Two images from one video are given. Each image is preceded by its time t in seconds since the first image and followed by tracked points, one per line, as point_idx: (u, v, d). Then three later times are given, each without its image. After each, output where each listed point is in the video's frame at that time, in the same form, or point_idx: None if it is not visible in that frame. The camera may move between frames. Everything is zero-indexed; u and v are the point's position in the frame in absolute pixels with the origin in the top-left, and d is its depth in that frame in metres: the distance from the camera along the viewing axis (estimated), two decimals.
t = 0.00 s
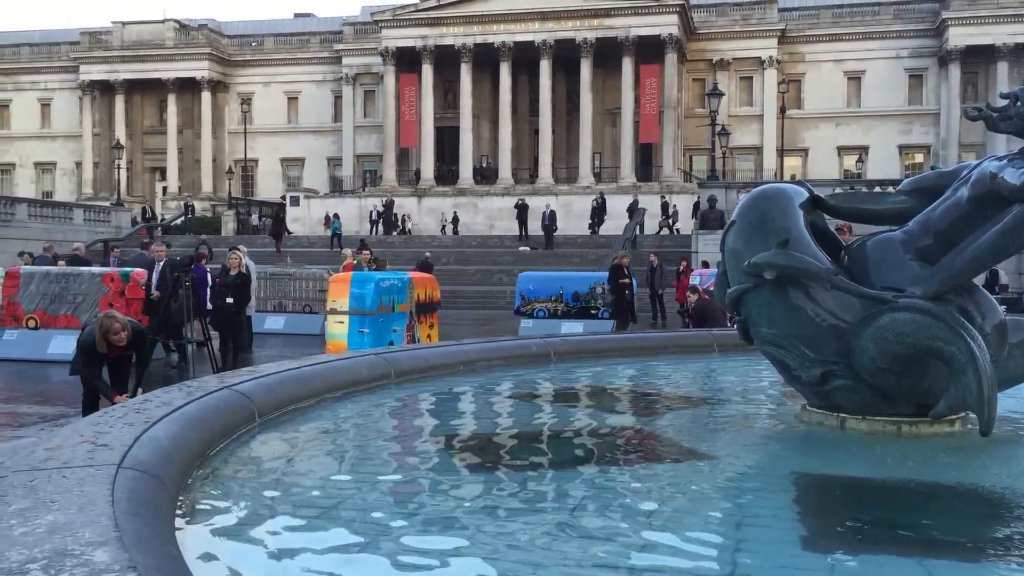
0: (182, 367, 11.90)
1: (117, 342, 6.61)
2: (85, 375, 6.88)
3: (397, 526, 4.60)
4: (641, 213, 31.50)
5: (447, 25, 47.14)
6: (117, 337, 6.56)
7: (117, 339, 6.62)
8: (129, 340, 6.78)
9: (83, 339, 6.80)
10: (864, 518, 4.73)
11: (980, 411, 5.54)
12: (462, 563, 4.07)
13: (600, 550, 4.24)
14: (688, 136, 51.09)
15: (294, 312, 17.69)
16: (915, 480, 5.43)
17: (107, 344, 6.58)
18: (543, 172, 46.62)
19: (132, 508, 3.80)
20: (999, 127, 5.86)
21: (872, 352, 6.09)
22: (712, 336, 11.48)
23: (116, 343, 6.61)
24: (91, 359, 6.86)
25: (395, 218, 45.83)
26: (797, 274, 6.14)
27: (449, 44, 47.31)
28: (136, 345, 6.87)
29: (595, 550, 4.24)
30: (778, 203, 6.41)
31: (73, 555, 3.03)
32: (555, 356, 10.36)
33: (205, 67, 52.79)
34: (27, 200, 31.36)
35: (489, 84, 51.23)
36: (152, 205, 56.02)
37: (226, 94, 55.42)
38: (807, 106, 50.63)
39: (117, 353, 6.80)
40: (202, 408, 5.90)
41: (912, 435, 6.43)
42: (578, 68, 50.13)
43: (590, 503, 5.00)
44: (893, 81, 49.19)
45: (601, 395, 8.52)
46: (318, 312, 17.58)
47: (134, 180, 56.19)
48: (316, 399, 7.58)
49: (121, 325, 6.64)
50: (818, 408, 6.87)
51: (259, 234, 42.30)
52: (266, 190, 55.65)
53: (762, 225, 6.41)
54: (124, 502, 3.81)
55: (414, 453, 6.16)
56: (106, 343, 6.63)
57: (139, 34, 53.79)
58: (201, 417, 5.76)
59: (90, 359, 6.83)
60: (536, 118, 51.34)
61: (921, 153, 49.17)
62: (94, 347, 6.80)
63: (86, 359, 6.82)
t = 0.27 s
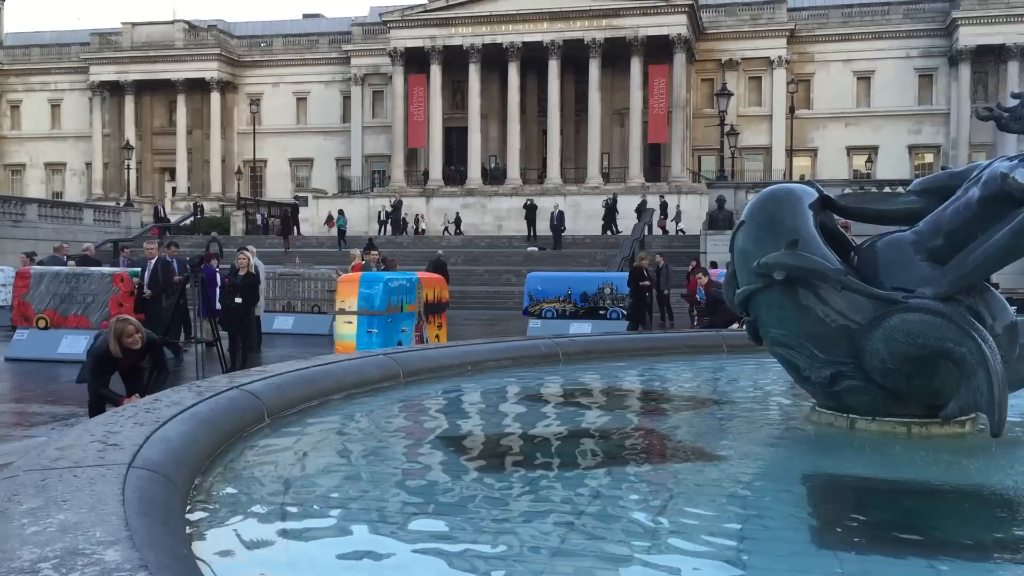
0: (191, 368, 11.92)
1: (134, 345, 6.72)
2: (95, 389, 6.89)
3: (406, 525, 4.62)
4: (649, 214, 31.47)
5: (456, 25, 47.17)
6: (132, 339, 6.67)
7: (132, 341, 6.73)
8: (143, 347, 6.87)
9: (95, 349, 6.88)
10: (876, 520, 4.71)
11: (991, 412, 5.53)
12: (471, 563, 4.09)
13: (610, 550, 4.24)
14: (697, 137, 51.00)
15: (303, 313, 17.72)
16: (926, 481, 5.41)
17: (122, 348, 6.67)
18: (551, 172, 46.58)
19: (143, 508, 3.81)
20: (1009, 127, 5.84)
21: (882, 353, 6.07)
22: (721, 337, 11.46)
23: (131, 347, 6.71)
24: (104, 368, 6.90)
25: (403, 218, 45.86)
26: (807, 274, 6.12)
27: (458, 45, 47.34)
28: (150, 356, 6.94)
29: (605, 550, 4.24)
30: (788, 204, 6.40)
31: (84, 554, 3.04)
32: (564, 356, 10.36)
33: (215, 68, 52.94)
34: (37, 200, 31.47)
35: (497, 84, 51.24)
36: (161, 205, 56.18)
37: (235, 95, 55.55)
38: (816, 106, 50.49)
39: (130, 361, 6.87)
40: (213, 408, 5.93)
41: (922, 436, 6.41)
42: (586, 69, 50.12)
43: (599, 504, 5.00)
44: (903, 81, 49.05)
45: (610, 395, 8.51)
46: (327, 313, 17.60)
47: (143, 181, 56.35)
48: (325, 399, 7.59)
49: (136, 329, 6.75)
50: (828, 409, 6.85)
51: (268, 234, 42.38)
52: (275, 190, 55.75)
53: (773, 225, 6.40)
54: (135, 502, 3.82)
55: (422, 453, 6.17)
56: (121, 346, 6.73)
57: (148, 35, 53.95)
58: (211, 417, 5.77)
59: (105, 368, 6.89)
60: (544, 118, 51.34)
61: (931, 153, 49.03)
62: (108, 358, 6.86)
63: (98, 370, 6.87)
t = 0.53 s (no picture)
0: (201, 368, 11.94)
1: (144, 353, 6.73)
2: (103, 402, 6.87)
3: (415, 525, 4.63)
4: (658, 214, 31.44)
5: (464, 26, 47.20)
6: (143, 346, 6.68)
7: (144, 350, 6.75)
8: (155, 358, 6.88)
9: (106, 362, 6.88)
10: (885, 521, 4.70)
11: (1002, 413, 5.51)
12: (480, 563, 4.09)
13: (619, 552, 4.24)
14: (706, 137, 50.92)
15: (312, 313, 17.75)
16: (936, 483, 5.40)
17: (132, 355, 6.69)
18: (560, 173, 46.56)
19: (153, 508, 3.82)
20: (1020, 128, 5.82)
21: (892, 353, 6.05)
22: (731, 338, 11.44)
23: (142, 353, 6.73)
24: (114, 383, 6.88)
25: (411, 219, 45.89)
26: (817, 275, 6.11)
27: (467, 45, 47.36)
28: (162, 370, 6.93)
29: (613, 552, 4.24)
30: (797, 205, 6.38)
31: (96, 554, 3.05)
32: (572, 357, 10.35)
33: (224, 69, 53.09)
34: (47, 201, 31.61)
35: (506, 84, 51.22)
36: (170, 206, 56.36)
37: (244, 95, 55.67)
38: (826, 106, 50.35)
39: (141, 373, 6.86)
40: (223, 409, 5.94)
41: (932, 437, 6.39)
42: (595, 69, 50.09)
43: (608, 505, 5.00)
44: (913, 81, 48.90)
45: (619, 396, 8.50)
46: (335, 313, 17.62)
47: (153, 181, 56.51)
48: (335, 400, 7.60)
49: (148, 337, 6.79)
50: (838, 410, 6.83)
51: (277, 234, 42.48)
52: (284, 191, 55.86)
53: (782, 225, 6.39)
54: (146, 502, 3.84)
55: (431, 453, 6.18)
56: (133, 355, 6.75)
57: (157, 36, 54.11)
58: (221, 417, 5.79)
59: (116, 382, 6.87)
60: (552, 119, 51.33)
61: (941, 154, 48.86)
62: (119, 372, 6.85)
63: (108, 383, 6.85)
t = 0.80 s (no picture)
0: (210, 368, 11.97)
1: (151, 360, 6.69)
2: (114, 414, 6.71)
3: (424, 525, 4.64)
4: (666, 215, 31.42)
5: (473, 27, 47.26)
6: (150, 352, 6.65)
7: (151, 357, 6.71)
8: (162, 367, 6.82)
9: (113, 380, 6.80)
10: (895, 522, 4.69)
11: (1013, 415, 5.50)
12: (488, 564, 4.10)
13: (628, 553, 4.23)
14: (715, 138, 50.83)
15: (321, 314, 17.78)
16: (946, 484, 5.38)
17: (139, 363, 6.62)
18: (568, 173, 46.57)
19: (164, 508, 3.84)
20: None
21: (902, 354, 6.05)
22: (740, 338, 11.43)
23: (148, 361, 6.67)
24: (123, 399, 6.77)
25: (420, 219, 45.91)
26: (826, 276, 6.10)
27: (475, 46, 47.40)
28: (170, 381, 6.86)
29: (622, 553, 4.22)
30: (807, 206, 6.37)
31: (107, 553, 3.06)
32: (581, 358, 10.36)
33: (233, 70, 53.28)
34: (58, 202, 31.78)
35: (514, 85, 51.24)
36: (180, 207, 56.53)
37: (253, 97, 55.83)
38: (835, 107, 50.23)
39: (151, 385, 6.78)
40: (232, 408, 5.97)
41: (943, 439, 6.35)
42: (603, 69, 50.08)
43: (617, 506, 4.99)
44: (923, 82, 48.76)
45: (628, 397, 8.50)
46: (344, 314, 17.64)
47: (162, 182, 56.68)
48: (344, 400, 7.61)
49: (154, 346, 6.77)
50: (847, 412, 6.81)
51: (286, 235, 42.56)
52: (293, 192, 55.98)
53: (792, 226, 6.37)
54: (156, 502, 3.85)
55: (440, 454, 6.18)
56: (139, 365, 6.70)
57: (167, 38, 54.30)
58: (231, 417, 5.81)
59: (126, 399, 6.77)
60: (561, 119, 51.34)
61: (951, 154, 48.68)
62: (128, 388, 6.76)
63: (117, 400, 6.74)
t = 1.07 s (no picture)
0: (221, 368, 12.01)
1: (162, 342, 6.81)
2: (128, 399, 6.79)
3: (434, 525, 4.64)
4: (676, 215, 31.39)
5: (482, 27, 47.30)
6: (161, 334, 6.77)
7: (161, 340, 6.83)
8: (169, 351, 6.95)
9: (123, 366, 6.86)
10: (906, 523, 4.67)
11: None
12: (498, 564, 4.10)
13: (638, 554, 4.23)
14: (725, 138, 50.73)
15: (331, 314, 17.82)
16: (958, 485, 5.37)
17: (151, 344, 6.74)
18: (578, 173, 46.56)
19: (176, 507, 3.85)
20: None
21: (913, 355, 6.03)
22: (750, 339, 11.40)
23: (159, 342, 6.78)
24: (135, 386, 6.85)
25: (430, 220, 45.94)
26: (837, 276, 6.09)
27: (485, 47, 47.45)
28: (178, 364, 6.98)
29: (631, 554, 4.22)
30: (817, 206, 6.35)
31: (119, 553, 3.08)
32: (591, 358, 10.36)
33: (244, 71, 53.45)
34: (69, 202, 31.93)
35: (524, 86, 51.25)
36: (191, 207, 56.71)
37: (263, 97, 55.97)
38: (846, 106, 50.09)
39: (161, 369, 6.90)
40: (243, 408, 5.98)
41: (955, 439, 6.34)
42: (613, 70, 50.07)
43: (627, 507, 4.99)
44: (934, 81, 48.58)
45: (637, 398, 8.49)
46: (354, 314, 17.67)
47: (173, 183, 56.88)
48: (354, 400, 7.63)
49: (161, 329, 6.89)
50: (858, 412, 6.79)
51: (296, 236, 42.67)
52: (303, 192, 56.09)
53: (802, 227, 6.36)
54: (168, 501, 3.86)
55: (450, 454, 6.19)
56: (149, 348, 6.81)
57: (178, 39, 54.47)
58: (242, 418, 5.83)
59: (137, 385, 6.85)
60: (570, 120, 51.32)
61: (963, 154, 48.48)
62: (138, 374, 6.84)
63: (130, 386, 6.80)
